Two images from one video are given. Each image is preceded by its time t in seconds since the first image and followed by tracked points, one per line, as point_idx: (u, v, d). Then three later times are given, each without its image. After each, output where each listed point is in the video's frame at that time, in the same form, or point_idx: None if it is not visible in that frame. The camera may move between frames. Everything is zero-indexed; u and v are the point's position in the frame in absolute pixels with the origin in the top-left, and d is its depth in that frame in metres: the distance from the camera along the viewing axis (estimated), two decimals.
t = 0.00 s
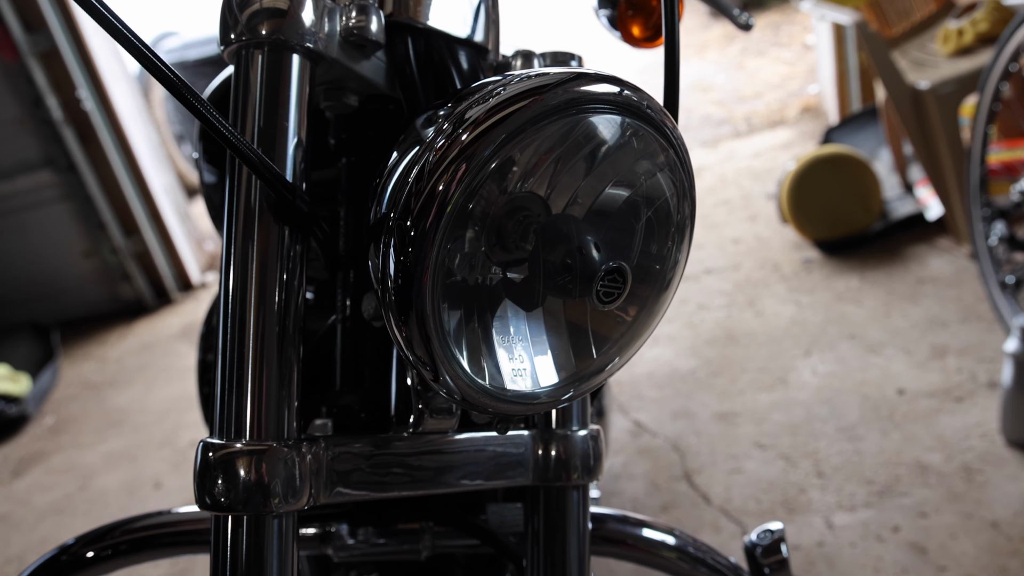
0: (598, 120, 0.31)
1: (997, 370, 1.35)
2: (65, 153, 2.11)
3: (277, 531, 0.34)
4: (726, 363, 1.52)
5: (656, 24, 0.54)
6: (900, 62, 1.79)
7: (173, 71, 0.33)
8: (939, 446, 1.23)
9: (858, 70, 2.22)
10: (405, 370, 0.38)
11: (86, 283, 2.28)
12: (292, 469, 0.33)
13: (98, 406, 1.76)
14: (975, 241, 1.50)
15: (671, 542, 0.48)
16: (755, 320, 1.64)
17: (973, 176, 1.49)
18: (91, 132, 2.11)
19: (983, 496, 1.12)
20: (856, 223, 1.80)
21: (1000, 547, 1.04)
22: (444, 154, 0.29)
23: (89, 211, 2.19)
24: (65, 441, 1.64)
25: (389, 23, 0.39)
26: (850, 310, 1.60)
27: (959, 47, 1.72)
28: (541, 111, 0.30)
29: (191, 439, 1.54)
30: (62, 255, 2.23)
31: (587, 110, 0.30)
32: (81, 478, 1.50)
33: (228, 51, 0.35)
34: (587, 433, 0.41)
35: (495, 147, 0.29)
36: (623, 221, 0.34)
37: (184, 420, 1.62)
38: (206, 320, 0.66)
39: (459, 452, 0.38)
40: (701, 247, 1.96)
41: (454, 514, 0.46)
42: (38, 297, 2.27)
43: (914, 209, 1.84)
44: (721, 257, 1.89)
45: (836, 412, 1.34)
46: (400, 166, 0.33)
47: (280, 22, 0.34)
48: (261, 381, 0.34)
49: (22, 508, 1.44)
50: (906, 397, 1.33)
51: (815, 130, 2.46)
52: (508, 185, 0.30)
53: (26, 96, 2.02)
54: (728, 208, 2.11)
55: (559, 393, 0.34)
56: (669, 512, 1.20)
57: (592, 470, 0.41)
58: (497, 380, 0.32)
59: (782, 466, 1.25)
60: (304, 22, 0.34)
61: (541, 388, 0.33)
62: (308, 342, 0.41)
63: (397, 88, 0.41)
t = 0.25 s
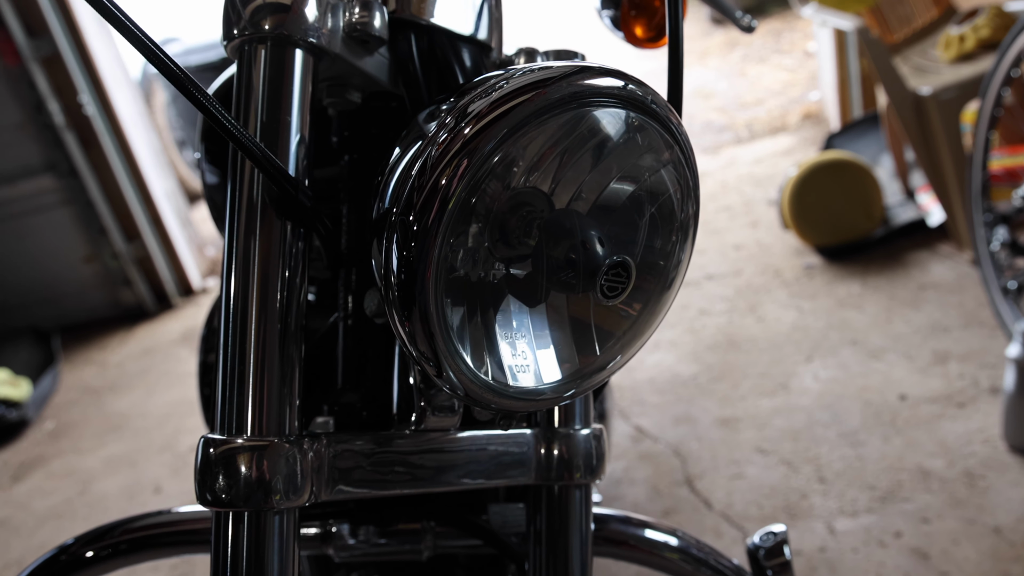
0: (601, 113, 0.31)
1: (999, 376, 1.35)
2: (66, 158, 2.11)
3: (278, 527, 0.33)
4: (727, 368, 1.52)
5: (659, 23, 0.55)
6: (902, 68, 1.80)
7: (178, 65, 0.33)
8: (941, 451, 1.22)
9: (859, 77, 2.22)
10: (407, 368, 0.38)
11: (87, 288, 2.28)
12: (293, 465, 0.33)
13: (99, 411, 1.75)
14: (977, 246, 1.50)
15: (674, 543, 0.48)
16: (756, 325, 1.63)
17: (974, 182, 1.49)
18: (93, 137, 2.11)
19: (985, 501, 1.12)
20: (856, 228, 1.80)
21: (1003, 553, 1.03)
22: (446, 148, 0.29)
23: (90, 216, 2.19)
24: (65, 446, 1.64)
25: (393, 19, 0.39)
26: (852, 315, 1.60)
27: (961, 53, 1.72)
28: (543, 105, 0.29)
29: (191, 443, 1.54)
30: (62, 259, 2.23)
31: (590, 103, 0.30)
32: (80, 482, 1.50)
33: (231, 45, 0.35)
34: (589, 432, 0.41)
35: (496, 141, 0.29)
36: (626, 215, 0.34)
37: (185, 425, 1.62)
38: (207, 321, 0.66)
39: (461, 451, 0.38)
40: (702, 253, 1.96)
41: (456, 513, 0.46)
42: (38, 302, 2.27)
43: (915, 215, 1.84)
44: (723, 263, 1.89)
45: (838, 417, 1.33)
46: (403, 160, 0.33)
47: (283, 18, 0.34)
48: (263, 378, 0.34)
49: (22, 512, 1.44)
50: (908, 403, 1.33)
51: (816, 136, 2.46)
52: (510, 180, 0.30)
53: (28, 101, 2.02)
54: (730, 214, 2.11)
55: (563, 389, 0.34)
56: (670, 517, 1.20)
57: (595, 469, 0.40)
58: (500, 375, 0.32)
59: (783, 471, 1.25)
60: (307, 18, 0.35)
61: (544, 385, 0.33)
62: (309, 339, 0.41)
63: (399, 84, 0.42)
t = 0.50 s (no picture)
0: (604, 110, 0.31)
1: (999, 382, 1.35)
2: (66, 164, 2.11)
3: (279, 525, 0.33)
4: (728, 375, 1.52)
5: (661, 26, 0.55)
6: (902, 75, 1.80)
7: (183, 62, 0.34)
8: (941, 458, 1.22)
9: (859, 84, 2.23)
10: (409, 368, 0.38)
11: (86, 295, 2.28)
12: (294, 465, 0.33)
13: (98, 417, 1.75)
14: (977, 253, 1.50)
15: (676, 546, 0.48)
16: (757, 332, 1.63)
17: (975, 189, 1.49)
18: (94, 143, 2.12)
19: (986, 508, 1.12)
20: (857, 236, 1.79)
21: (1004, 559, 1.03)
22: (449, 146, 0.29)
23: (91, 223, 2.19)
24: (64, 452, 1.64)
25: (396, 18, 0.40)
26: (852, 322, 1.60)
27: (961, 61, 1.72)
28: (547, 101, 0.29)
29: (190, 450, 1.54)
30: (62, 266, 2.23)
31: (593, 100, 0.30)
32: (79, 489, 1.50)
33: (235, 42, 0.36)
34: (591, 433, 0.41)
35: (499, 139, 0.29)
36: (628, 214, 0.34)
37: (184, 432, 1.61)
38: (208, 325, 0.66)
39: (462, 451, 0.38)
40: (702, 260, 1.96)
41: (457, 515, 0.46)
42: (38, 308, 2.27)
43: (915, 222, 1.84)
44: (723, 270, 1.89)
45: (838, 424, 1.33)
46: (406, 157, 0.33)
47: (286, 16, 0.35)
48: (264, 378, 0.34)
49: (20, 519, 1.43)
50: (909, 410, 1.33)
51: (816, 144, 2.46)
52: (512, 179, 0.30)
53: (29, 107, 2.02)
54: (730, 221, 2.11)
55: (566, 388, 0.34)
56: (670, 523, 1.20)
57: (597, 471, 0.40)
58: (502, 373, 0.32)
59: (784, 478, 1.24)
60: (311, 18, 0.36)
61: (547, 383, 0.33)
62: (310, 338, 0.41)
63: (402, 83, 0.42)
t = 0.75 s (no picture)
0: (605, 110, 0.31)
1: (1000, 388, 1.35)
2: (67, 169, 2.11)
3: (280, 527, 0.33)
4: (728, 380, 1.52)
5: (663, 29, 0.55)
6: (902, 81, 1.80)
7: (186, 62, 0.34)
8: (942, 463, 1.22)
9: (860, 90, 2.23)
10: (410, 368, 0.38)
11: (86, 300, 2.28)
12: (295, 466, 0.33)
13: (97, 422, 1.75)
14: (978, 259, 1.50)
15: (677, 548, 0.48)
16: (757, 337, 1.63)
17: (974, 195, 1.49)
18: (95, 148, 2.12)
19: (987, 513, 1.12)
20: (856, 241, 1.80)
21: (1005, 564, 1.03)
22: (451, 145, 0.29)
23: (91, 228, 2.19)
24: (64, 457, 1.64)
25: (398, 21, 0.40)
26: (853, 328, 1.60)
27: (960, 67, 1.73)
28: (548, 101, 0.30)
29: (190, 454, 1.54)
30: (62, 271, 2.23)
31: (594, 100, 0.30)
32: (79, 493, 1.50)
33: (237, 42, 0.36)
34: (593, 435, 0.41)
35: (501, 139, 0.29)
36: (631, 214, 0.34)
37: (184, 436, 1.61)
38: (209, 328, 0.66)
39: (463, 453, 0.38)
40: (703, 266, 1.96)
41: (458, 517, 0.46)
42: (39, 313, 2.27)
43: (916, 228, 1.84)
44: (724, 275, 1.89)
45: (839, 429, 1.33)
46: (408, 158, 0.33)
47: (288, 17, 0.35)
48: (265, 378, 0.34)
49: (19, 524, 1.43)
50: (909, 415, 1.33)
51: (817, 151, 2.46)
52: (514, 179, 0.30)
53: (30, 112, 2.03)
54: (730, 227, 2.11)
55: (567, 388, 0.34)
56: (671, 529, 1.20)
57: (598, 473, 0.40)
58: (504, 374, 0.32)
59: (784, 483, 1.24)
60: (313, 18, 0.36)
61: (549, 384, 0.33)
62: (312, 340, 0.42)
63: (405, 84, 0.42)
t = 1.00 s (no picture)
0: (606, 113, 0.31)
1: (999, 395, 1.35)
2: (66, 174, 2.11)
3: (281, 530, 0.33)
4: (727, 387, 1.52)
5: (662, 35, 0.55)
6: (901, 89, 1.80)
7: (189, 66, 0.35)
8: (941, 470, 1.22)
9: (858, 98, 2.23)
10: (411, 373, 0.39)
11: (85, 305, 2.28)
12: (296, 470, 0.33)
13: (95, 428, 1.75)
14: (976, 266, 1.50)
15: (676, 553, 0.48)
16: (756, 344, 1.63)
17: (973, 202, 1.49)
18: (94, 154, 2.12)
19: (986, 520, 1.12)
20: (854, 249, 1.80)
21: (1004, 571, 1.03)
22: (452, 149, 0.29)
23: (90, 234, 2.19)
24: (61, 463, 1.63)
25: (400, 26, 0.40)
26: (851, 335, 1.60)
27: (958, 75, 1.73)
28: (549, 105, 0.30)
29: (188, 460, 1.54)
30: (60, 276, 2.23)
31: (595, 104, 0.31)
32: (76, 499, 1.49)
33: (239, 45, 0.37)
34: (593, 439, 0.41)
35: (502, 143, 0.29)
36: (632, 218, 0.34)
37: (182, 443, 1.61)
38: (208, 333, 0.66)
39: (463, 457, 0.38)
40: (702, 273, 1.96)
41: (458, 522, 0.45)
42: (37, 318, 2.27)
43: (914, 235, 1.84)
44: (723, 282, 1.89)
45: (838, 436, 1.33)
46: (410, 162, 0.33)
47: (291, 21, 0.36)
48: (265, 381, 0.34)
49: (16, 529, 1.43)
50: (908, 422, 1.33)
51: (815, 158, 2.46)
52: (515, 183, 0.30)
53: (29, 117, 2.03)
54: (729, 234, 2.12)
55: (568, 392, 0.34)
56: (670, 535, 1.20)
57: (598, 477, 0.40)
58: (505, 377, 0.32)
59: (783, 490, 1.24)
60: (315, 23, 0.36)
61: (549, 388, 0.33)
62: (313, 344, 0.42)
63: (407, 89, 0.42)
